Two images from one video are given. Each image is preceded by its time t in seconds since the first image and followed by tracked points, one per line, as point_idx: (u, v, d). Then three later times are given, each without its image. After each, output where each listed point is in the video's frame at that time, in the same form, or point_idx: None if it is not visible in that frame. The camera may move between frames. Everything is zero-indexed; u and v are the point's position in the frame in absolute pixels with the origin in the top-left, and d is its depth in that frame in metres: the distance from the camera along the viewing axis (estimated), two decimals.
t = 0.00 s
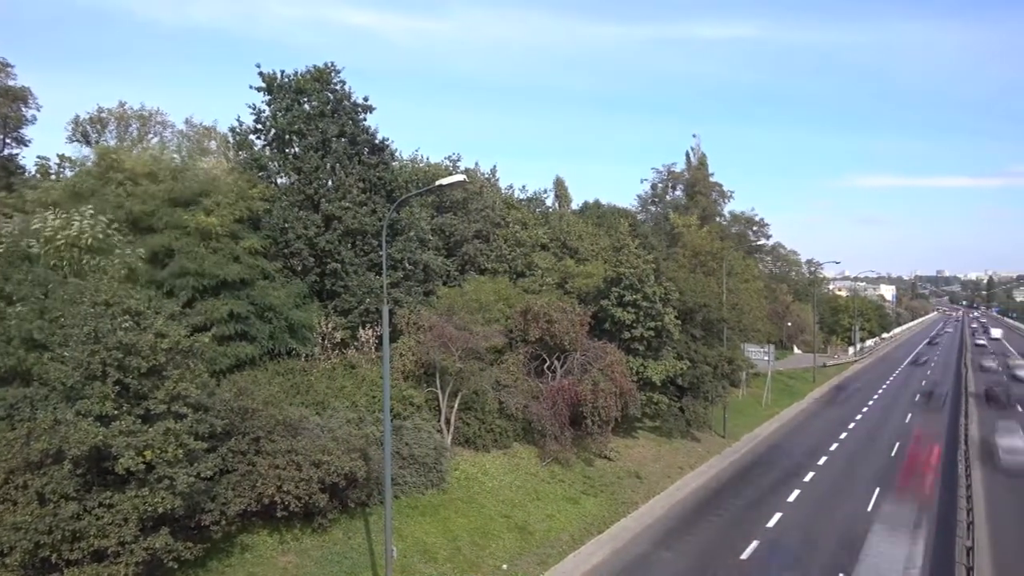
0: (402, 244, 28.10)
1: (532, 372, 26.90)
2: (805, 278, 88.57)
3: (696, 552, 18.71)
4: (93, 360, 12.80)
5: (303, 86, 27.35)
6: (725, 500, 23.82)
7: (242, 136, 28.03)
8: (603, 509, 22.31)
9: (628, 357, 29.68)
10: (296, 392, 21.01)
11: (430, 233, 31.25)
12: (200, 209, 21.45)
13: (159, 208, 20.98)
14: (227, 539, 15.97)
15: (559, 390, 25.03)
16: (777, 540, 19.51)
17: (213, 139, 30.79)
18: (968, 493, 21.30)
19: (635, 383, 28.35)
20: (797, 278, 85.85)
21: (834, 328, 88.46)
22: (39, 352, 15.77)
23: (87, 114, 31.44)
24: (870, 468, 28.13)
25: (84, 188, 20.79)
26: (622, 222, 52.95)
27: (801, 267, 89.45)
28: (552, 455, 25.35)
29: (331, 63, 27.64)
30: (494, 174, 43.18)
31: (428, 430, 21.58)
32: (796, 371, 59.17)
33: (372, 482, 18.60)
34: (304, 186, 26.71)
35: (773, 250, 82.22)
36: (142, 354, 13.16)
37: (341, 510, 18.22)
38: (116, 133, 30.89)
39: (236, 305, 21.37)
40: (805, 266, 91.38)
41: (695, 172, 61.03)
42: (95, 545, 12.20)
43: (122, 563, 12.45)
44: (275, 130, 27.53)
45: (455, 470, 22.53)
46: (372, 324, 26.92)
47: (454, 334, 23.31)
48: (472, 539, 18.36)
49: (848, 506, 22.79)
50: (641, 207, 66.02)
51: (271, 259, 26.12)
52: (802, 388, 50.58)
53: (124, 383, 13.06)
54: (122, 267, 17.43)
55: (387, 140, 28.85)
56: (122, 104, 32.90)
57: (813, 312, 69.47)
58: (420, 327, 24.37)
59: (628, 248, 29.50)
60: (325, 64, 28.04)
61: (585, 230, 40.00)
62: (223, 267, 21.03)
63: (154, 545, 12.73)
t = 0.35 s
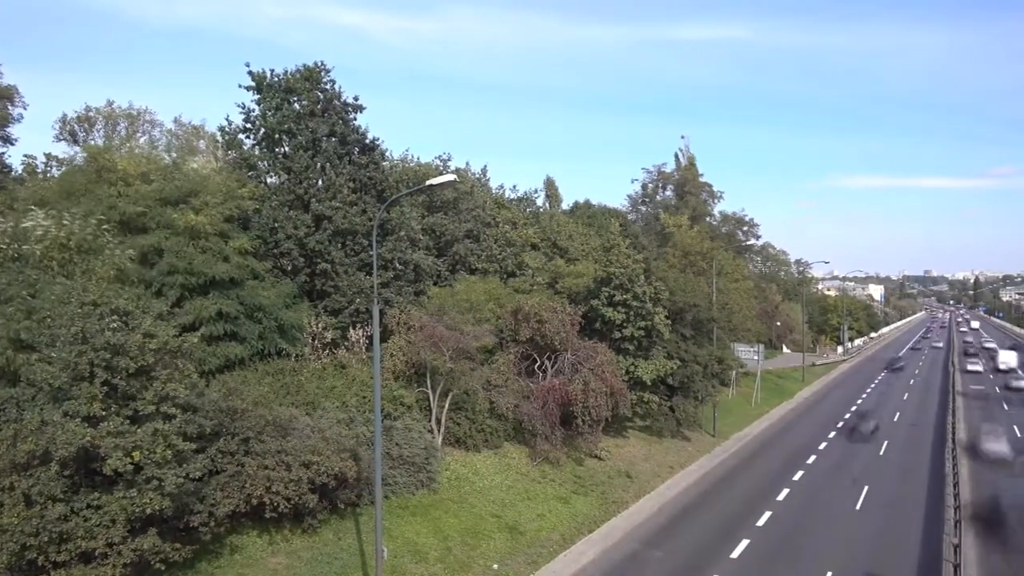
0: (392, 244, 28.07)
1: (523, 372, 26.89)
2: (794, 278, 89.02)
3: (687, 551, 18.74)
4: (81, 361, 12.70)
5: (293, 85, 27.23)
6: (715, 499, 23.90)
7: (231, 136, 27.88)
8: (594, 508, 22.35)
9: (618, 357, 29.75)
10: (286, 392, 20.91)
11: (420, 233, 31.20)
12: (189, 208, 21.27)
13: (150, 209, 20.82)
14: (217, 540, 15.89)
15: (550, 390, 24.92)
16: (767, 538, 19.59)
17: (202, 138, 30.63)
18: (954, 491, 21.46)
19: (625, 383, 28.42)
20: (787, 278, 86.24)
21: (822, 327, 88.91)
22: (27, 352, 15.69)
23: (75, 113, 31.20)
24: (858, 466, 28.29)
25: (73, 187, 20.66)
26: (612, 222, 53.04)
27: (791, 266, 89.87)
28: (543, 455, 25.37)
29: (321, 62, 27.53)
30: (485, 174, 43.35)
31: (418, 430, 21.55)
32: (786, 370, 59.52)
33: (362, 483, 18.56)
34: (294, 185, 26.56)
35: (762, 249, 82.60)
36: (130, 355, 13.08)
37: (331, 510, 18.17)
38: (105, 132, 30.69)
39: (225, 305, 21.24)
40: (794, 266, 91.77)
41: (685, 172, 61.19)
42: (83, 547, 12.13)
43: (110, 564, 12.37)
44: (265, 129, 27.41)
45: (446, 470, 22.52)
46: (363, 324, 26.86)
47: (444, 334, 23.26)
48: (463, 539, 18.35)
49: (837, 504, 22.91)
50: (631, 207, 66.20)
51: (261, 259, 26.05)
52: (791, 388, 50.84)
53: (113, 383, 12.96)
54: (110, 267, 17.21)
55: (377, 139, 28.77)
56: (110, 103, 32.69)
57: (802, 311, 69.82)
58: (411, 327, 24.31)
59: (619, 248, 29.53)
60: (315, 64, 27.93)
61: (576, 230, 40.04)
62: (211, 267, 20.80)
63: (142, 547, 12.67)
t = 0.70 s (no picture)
0: (382, 244, 28.04)
1: (513, 372, 26.91)
2: (783, 277, 89.46)
3: (676, 550, 18.80)
4: (67, 361, 12.60)
5: (282, 84, 27.11)
6: (705, 498, 23.99)
7: (219, 135, 27.73)
8: (583, 507, 22.38)
9: (608, 356, 29.78)
10: (275, 392, 20.82)
11: (410, 233, 31.14)
12: (176, 208, 21.18)
13: (137, 208, 20.74)
14: (205, 541, 15.79)
15: (540, 389, 24.93)
16: (755, 537, 19.69)
17: (190, 137, 30.44)
18: (940, 489, 21.63)
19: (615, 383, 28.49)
20: (775, 278, 86.61)
21: (810, 327, 89.42)
22: (12, 352, 15.59)
23: (61, 111, 30.86)
24: (846, 465, 28.49)
25: (59, 186, 20.50)
26: (602, 222, 53.13)
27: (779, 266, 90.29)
28: (533, 455, 25.38)
29: (310, 61, 27.42)
30: (474, 173, 43.24)
31: (408, 430, 21.51)
32: (774, 370, 59.84)
33: (351, 483, 18.49)
34: (283, 185, 26.54)
35: (750, 249, 82.96)
36: (117, 355, 12.97)
37: (320, 511, 18.10)
38: (92, 131, 30.41)
39: (213, 305, 21.12)
40: (783, 266, 92.18)
41: (674, 172, 61.37)
42: (69, 549, 12.07)
43: (96, 567, 12.30)
44: (253, 128, 27.24)
45: (436, 470, 22.48)
46: (352, 324, 26.83)
47: (434, 334, 23.17)
48: (453, 539, 18.34)
49: (825, 503, 23.04)
50: (621, 207, 66.07)
51: (250, 258, 25.93)
52: (780, 387, 51.09)
53: (99, 384, 12.86)
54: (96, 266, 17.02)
55: (366, 139, 28.71)
56: (97, 102, 32.39)
57: (790, 311, 70.17)
58: (401, 327, 24.24)
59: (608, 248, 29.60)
60: (304, 62, 27.82)
61: (565, 230, 40.08)
62: (199, 267, 20.65)
63: (129, 548, 12.60)
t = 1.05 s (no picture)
0: (372, 243, 27.92)
1: (503, 372, 26.92)
2: (772, 277, 89.86)
3: (666, 549, 18.85)
4: (54, 362, 12.49)
5: (271, 83, 27.00)
6: (694, 498, 24.05)
7: (208, 134, 27.57)
8: (573, 507, 22.41)
9: (598, 356, 29.82)
10: (264, 393, 20.71)
11: (400, 232, 31.06)
12: (164, 208, 20.80)
13: (125, 208, 20.56)
14: (193, 543, 15.70)
15: (530, 389, 24.93)
16: (744, 536, 19.76)
17: (178, 136, 30.27)
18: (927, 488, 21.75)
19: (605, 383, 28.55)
20: (764, 278, 86.98)
21: (799, 327, 89.83)
22: None
23: (48, 110, 30.49)
24: (834, 464, 28.62)
25: (45, 186, 20.36)
26: (592, 222, 53.21)
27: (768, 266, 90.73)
28: (523, 455, 25.38)
29: (299, 60, 27.31)
30: (465, 173, 43.20)
31: (398, 431, 21.49)
32: (763, 369, 60.16)
33: (341, 484, 18.43)
34: (271, 184, 26.45)
35: (740, 250, 83.32)
36: (104, 355, 12.83)
37: (310, 511, 18.03)
38: (79, 130, 30.16)
39: (201, 305, 21.01)
40: (771, 266, 92.61)
41: (664, 172, 61.57)
42: (56, 551, 11.97)
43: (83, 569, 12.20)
44: (242, 128, 27.09)
45: (426, 470, 22.46)
46: (342, 324, 26.78)
47: (425, 334, 23.12)
48: (443, 540, 18.31)
49: (813, 502, 23.15)
50: (611, 207, 66.20)
51: (238, 258, 25.80)
52: (769, 386, 51.34)
53: (86, 384, 12.74)
54: (83, 266, 16.88)
55: (356, 138, 28.61)
56: (84, 100, 32.12)
57: (779, 311, 70.53)
58: (391, 327, 24.18)
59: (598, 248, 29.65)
60: (294, 62, 27.70)
61: (555, 230, 40.14)
62: (187, 267, 20.49)
63: (117, 550, 12.50)
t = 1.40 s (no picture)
0: (362, 243, 27.84)
1: (493, 372, 26.93)
2: (760, 277, 90.32)
3: (656, 548, 18.91)
4: (41, 362, 12.38)
5: (260, 82, 26.89)
6: (684, 497, 24.12)
7: (197, 133, 27.44)
8: (563, 506, 22.42)
9: (589, 356, 29.87)
10: (253, 393, 20.59)
11: (390, 232, 30.96)
12: (150, 207, 20.64)
13: (112, 207, 20.30)
14: (182, 544, 15.62)
15: (520, 389, 24.95)
16: (733, 534, 19.85)
17: (167, 134, 30.08)
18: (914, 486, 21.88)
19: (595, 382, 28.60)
20: (753, 278, 87.33)
21: (788, 326, 90.22)
22: None
23: (34, 108, 30.07)
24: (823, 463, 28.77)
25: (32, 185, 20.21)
26: (582, 223, 53.32)
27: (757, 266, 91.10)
28: (514, 455, 25.39)
29: (289, 59, 27.19)
30: (455, 173, 43.17)
31: (389, 431, 21.46)
32: (752, 369, 60.39)
33: (331, 485, 18.37)
34: (261, 184, 26.32)
35: (729, 250, 83.65)
36: (92, 355, 12.73)
37: (299, 512, 17.97)
38: (66, 129, 29.83)
39: (188, 304, 20.87)
40: (761, 266, 93.01)
41: (654, 172, 61.77)
42: (42, 553, 11.87)
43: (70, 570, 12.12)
44: (231, 127, 26.95)
45: (416, 470, 22.42)
46: (332, 324, 26.66)
47: (415, 334, 23.09)
48: (433, 540, 18.28)
49: (802, 500, 23.26)
50: (601, 207, 66.31)
51: (227, 257, 25.70)
52: (758, 386, 51.54)
53: (74, 385, 12.64)
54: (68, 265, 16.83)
55: (346, 137, 28.51)
56: (71, 98, 31.76)
57: (768, 311, 70.86)
58: (381, 327, 24.10)
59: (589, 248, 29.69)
60: (283, 60, 27.59)
61: (546, 230, 40.17)
62: (172, 266, 20.34)
63: (104, 552, 12.45)
